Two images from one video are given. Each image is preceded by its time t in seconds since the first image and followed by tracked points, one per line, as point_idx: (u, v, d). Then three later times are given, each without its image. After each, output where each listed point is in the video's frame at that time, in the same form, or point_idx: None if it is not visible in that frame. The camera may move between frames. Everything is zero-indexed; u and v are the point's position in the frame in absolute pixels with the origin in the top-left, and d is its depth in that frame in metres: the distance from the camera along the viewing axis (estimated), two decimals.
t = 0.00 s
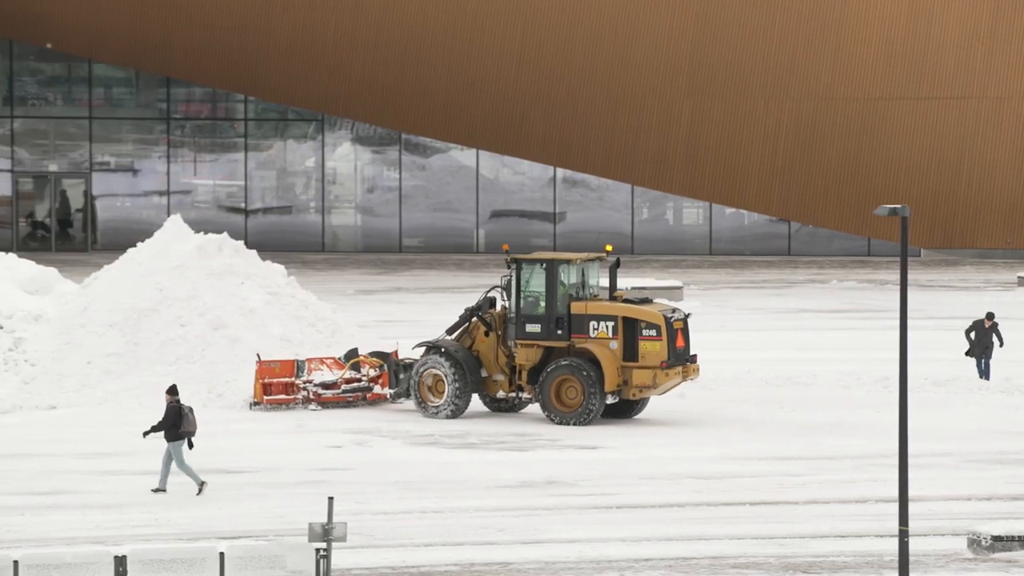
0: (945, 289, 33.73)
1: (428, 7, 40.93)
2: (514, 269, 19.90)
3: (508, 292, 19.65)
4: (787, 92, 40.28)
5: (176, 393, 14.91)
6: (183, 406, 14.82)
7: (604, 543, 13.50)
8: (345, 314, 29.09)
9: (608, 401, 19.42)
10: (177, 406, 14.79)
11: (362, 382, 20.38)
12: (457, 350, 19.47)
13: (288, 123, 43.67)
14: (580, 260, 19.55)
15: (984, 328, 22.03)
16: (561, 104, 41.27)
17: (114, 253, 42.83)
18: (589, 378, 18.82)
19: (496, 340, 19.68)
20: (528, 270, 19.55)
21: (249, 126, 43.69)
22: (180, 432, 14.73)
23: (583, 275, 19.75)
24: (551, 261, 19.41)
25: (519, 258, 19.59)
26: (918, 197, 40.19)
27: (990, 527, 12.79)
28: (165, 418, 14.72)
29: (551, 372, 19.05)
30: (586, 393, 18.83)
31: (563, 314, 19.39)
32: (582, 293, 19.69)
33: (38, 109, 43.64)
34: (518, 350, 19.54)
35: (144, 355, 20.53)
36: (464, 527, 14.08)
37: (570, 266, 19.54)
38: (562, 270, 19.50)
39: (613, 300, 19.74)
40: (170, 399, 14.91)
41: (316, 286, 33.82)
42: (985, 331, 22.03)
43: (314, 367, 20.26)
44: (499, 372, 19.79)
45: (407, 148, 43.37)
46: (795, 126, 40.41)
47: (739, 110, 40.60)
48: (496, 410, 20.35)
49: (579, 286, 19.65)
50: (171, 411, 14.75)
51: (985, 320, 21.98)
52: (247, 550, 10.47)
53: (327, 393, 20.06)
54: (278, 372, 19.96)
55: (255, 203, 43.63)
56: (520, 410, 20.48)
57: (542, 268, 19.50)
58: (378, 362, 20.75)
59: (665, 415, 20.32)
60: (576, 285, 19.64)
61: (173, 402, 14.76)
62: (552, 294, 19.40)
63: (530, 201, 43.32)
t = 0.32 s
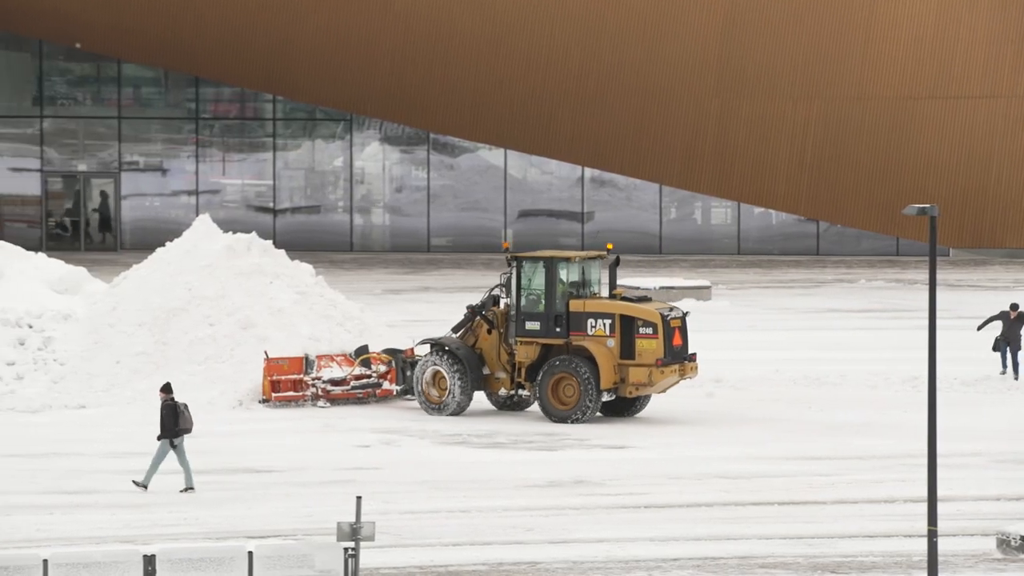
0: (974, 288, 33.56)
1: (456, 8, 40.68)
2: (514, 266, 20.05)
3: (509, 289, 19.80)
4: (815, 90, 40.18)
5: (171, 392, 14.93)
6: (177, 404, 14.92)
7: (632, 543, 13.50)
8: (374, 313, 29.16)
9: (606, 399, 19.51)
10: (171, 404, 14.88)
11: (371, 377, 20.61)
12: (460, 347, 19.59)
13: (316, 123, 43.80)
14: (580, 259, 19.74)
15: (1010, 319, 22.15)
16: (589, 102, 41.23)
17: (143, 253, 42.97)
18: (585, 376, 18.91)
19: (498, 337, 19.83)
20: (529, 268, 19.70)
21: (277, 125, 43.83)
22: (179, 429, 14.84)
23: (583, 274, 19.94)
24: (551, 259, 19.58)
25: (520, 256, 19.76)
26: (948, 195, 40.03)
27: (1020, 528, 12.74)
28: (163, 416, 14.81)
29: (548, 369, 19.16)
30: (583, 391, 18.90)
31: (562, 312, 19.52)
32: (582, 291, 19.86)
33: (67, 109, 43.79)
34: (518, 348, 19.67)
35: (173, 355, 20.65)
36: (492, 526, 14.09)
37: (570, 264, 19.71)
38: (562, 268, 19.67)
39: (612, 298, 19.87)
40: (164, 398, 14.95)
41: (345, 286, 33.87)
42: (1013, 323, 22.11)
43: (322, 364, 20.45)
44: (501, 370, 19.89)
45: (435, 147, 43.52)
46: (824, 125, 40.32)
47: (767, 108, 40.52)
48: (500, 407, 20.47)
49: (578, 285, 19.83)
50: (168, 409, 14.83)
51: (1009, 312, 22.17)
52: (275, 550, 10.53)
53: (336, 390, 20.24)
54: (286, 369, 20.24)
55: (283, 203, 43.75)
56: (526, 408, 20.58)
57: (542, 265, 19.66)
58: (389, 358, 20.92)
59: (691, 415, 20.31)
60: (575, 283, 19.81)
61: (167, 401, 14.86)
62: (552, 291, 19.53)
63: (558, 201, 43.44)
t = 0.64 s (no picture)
0: (1003, 288, 33.39)
1: (485, 9, 40.72)
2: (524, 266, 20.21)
3: (517, 288, 19.96)
4: (842, 89, 40.08)
5: (163, 389, 15.15)
6: (169, 402, 15.13)
7: (660, 543, 13.49)
8: (402, 313, 29.22)
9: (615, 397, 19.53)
10: (164, 401, 15.08)
11: (387, 373, 20.82)
12: (469, 346, 19.67)
13: (344, 123, 43.90)
14: (587, 257, 19.79)
15: None
16: (616, 103, 41.22)
17: (172, 253, 43.08)
18: (590, 373, 18.97)
19: (508, 336, 19.94)
20: (535, 266, 19.86)
21: (305, 125, 43.91)
22: (168, 425, 15.01)
23: (592, 272, 19.96)
24: (558, 258, 19.69)
25: (527, 255, 19.94)
26: (977, 196, 39.89)
27: None
28: (153, 413, 15.00)
29: (555, 367, 19.27)
30: (588, 389, 18.95)
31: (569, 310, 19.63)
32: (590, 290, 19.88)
33: (97, 109, 43.87)
34: (527, 347, 19.77)
35: (201, 354, 20.75)
36: (520, 526, 14.12)
37: (575, 262, 19.79)
38: (568, 267, 19.79)
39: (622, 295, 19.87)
40: (157, 393, 15.15)
41: (373, 286, 33.93)
42: None
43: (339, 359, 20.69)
44: (513, 369, 20.00)
45: (463, 147, 43.63)
46: (852, 125, 40.22)
47: (795, 108, 40.43)
48: (514, 407, 20.52)
49: (587, 283, 19.87)
50: (159, 405, 15.02)
51: None
52: (303, 549, 10.59)
53: (351, 385, 20.47)
54: (303, 363, 20.46)
55: (311, 203, 43.86)
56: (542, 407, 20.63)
57: (550, 264, 19.78)
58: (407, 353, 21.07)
59: (717, 414, 20.28)
60: (583, 282, 19.86)
61: (159, 397, 15.07)
62: (558, 289, 19.65)
63: (586, 201, 43.55)
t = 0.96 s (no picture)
0: None
1: (511, 9, 40.71)
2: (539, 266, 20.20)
3: (532, 288, 19.97)
4: (868, 89, 39.96)
5: (155, 390, 15.02)
6: (161, 402, 15.04)
7: (686, 543, 13.48)
8: (427, 313, 29.27)
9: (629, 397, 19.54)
10: (156, 403, 15.01)
11: (407, 369, 20.75)
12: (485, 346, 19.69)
13: (370, 123, 43.97)
14: (602, 256, 19.82)
15: None
16: (642, 103, 41.17)
17: (198, 253, 43.26)
18: (604, 373, 18.98)
19: (525, 336, 19.94)
20: (550, 266, 19.87)
21: (331, 125, 43.98)
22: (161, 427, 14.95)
23: (608, 272, 19.97)
24: (573, 257, 19.71)
25: (542, 254, 19.95)
26: (1003, 196, 39.78)
27: None
28: (146, 414, 14.93)
29: (569, 367, 19.28)
30: (603, 388, 18.95)
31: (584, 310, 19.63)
32: (606, 289, 19.89)
33: (122, 109, 43.91)
34: (543, 346, 19.77)
35: (227, 354, 20.79)
36: (546, 526, 14.12)
37: (591, 262, 19.80)
38: (584, 266, 19.80)
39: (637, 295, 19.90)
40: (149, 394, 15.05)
41: (398, 285, 33.99)
42: None
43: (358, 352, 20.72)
44: (528, 368, 19.99)
45: (488, 147, 43.68)
46: (878, 125, 40.10)
47: (822, 108, 40.32)
48: (529, 406, 20.53)
49: (602, 281, 19.88)
50: (151, 408, 14.95)
51: None
52: (329, 548, 10.62)
53: (370, 378, 20.47)
54: (322, 356, 20.52)
55: (337, 203, 43.96)
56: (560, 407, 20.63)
57: (565, 264, 19.82)
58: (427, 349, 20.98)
59: (741, 414, 20.25)
60: (598, 281, 19.87)
61: (153, 399, 14.99)
62: (572, 289, 19.66)
63: (611, 200, 43.59)
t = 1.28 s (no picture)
0: None
1: (528, 11, 40.74)
2: (551, 265, 20.24)
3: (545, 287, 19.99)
4: (887, 89, 39.90)
5: (140, 389, 15.07)
6: (147, 402, 15.07)
7: (703, 542, 13.49)
8: (444, 313, 29.31)
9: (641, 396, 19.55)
10: (141, 402, 15.03)
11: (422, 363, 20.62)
12: (497, 345, 19.69)
13: (387, 123, 43.96)
14: (614, 256, 19.83)
15: None
16: (660, 103, 41.11)
17: (217, 253, 43.36)
18: (616, 373, 19.01)
19: (537, 335, 19.95)
20: (563, 265, 19.90)
21: (349, 125, 44.00)
22: (147, 426, 15.00)
23: (621, 271, 19.98)
24: (586, 257, 19.74)
25: (555, 253, 19.96)
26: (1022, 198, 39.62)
27: None
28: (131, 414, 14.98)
29: (581, 366, 19.28)
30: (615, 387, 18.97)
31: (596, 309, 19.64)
32: (618, 288, 19.91)
33: (140, 108, 43.96)
34: (555, 346, 19.78)
35: (245, 353, 20.85)
36: (564, 525, 14.14)
37: (603, 261, 19.84)
38: (596, 266, 19.84)
39: (649, 294, 19.91)
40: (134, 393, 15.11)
41: (416, 285, 34.02)
42: None
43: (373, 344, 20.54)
44: (541, 368, 20.01)
45: (506, 147, 43.71)
46: (896, 126, 40.04)
47: (840, 109, 40.26)
48: (544, 406, 20.56)
49: (615, 280, 19.90)
50: (137, 407, 14.98)
51: None
52: (346, 547, 10.61)
53: (384, 372, 20.40)
54: (338, 347, 20.41)
55: (355, 202, 43.98)
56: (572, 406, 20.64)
57: (578, 263, 19.83)
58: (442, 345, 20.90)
59: (758, 414, 20.23)
60: (610, 280, 19.90)
61: (136, 399, 15.04)
62: (584, 288, 19.68)
63: (629, 200, 43.59)
